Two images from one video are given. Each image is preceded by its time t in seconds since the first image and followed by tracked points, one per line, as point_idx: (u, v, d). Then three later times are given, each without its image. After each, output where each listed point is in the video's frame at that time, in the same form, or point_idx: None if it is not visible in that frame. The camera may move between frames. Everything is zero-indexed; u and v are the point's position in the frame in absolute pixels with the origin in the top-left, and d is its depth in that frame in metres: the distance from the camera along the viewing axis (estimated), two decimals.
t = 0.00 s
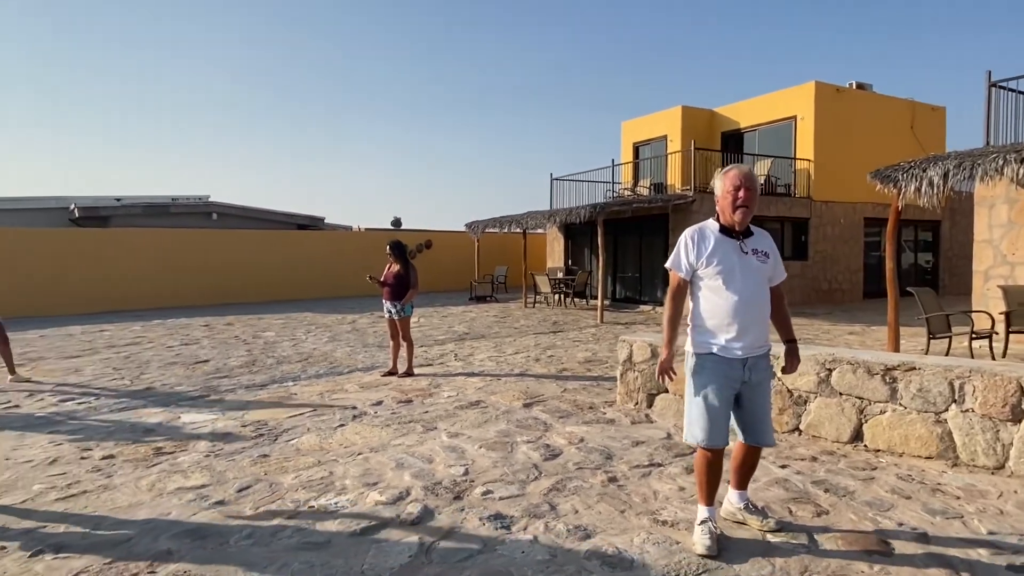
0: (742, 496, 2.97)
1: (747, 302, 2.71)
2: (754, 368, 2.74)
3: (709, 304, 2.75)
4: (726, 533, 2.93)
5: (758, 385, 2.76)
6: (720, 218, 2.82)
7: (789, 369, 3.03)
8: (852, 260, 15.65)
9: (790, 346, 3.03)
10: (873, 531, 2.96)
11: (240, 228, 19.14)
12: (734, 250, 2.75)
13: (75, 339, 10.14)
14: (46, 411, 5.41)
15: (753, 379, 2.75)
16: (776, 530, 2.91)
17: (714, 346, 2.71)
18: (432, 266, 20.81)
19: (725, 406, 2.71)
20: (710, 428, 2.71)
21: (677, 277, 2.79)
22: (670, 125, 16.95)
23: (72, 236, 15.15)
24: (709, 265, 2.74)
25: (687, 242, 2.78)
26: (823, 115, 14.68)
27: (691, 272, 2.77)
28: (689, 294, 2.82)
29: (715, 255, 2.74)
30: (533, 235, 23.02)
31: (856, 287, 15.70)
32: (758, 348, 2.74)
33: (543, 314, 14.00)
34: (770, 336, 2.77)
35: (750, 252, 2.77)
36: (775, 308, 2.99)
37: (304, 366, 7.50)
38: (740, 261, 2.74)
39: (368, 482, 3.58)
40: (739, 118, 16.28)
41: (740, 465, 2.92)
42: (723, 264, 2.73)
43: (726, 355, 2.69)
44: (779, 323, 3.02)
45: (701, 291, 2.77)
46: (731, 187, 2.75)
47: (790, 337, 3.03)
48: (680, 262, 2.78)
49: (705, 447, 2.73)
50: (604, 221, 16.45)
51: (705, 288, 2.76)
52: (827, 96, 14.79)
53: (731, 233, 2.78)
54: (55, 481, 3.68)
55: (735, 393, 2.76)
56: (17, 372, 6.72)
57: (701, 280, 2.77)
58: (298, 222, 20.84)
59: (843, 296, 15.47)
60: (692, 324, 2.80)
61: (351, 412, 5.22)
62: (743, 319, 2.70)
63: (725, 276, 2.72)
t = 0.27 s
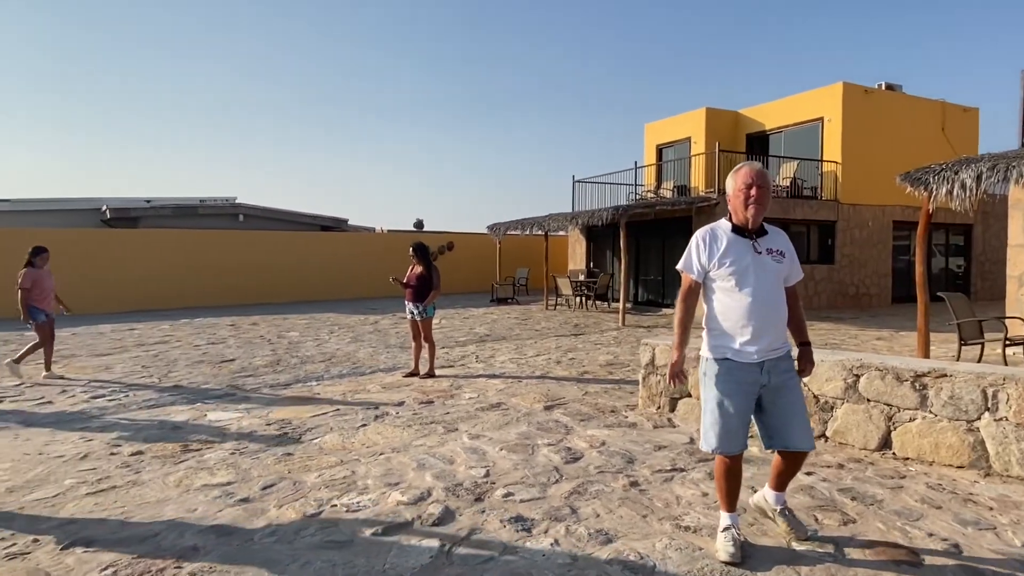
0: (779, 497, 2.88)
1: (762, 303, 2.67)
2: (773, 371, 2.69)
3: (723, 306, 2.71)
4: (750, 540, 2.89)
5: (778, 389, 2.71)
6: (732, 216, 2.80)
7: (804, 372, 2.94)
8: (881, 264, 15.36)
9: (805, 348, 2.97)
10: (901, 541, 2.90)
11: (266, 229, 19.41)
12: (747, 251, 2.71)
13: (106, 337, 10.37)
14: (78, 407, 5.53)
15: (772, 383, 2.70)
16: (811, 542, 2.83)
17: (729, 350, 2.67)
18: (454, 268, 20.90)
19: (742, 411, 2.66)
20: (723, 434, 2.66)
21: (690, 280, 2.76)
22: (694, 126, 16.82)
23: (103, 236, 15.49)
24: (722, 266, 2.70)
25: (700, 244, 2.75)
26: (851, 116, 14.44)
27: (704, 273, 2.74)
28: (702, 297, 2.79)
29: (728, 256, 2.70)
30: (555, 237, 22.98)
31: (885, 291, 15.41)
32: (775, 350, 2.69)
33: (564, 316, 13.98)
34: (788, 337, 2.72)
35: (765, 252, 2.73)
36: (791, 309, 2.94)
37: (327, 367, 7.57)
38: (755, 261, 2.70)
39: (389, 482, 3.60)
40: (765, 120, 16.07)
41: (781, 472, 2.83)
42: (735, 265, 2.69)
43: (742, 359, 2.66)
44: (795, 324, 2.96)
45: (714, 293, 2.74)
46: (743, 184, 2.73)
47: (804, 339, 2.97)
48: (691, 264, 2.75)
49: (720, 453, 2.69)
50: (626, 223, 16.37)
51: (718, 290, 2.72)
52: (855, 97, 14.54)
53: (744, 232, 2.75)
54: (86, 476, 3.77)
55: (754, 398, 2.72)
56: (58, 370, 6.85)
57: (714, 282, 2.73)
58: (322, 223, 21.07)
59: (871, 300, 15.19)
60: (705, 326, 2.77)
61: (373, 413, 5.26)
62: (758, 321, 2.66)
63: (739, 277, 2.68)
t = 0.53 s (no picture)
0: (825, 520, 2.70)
1: (779, 307, 2.64)
2: (791, 376, 2.66)
3: (739, 310, 2.69)
4: (765, 546, 2.86)
5: (796, 394, 2.68)
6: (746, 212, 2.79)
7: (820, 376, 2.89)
8: (901, 267, 15.15)
9: (823, 350, 2.92)
10: (922, 549, 2.85)
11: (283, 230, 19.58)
12: (764, 253, 2.68)
13: (126, 336, 10.53)
14: (99, 405, 5.62)
15: (790, 388, 2.67)
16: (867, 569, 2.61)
17: (745, 355, 2.65)
18: (469, 269, 20.94)
19: (759, 418, 2.63)
20: (740, 441, 2.63)
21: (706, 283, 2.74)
22: (711, 127, 16.71)
23: (124, 237, 15.72)
24: (738, 269, 2.68)
25: (715, 246, 2.73)
26: (872, 117, 14.25)
27: (720, 276, 2.72)
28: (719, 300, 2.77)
29: (744, 258, 2.68)
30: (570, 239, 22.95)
31: (905, 295, 15.19)
32: (794, 355, 2.66)
33: (579, 318, 13.94)
34: (806, 341, 2.69)
35: (782, 253, 2.70)
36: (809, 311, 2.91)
37: (343, 366, 7.62)
38: (772, 263, 2.67)
39: (404, 482, 3.61)
40: (783, 121, 15.93)
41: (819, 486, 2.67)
42: (751, 267, 2.66)
43: (758, 365, 2.62)
44: (814, 326, 2.92)
45: (730, 296, 2.71)
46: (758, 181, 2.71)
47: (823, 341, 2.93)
48: (706, 266, 2.74)
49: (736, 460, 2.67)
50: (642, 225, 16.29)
51: (734, 293, 2.70)
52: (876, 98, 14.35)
53: (761, 233, 2.72)
54: (106, 473, 3.82)
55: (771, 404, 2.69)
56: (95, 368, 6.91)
57: (730, 285, 2.71)
58: (339, 224, 21.21)
59: (891, 304, 14.99)
60: (722, 330, 2.75)
61: (387, 413, 5.28)
62: (776, 324, 2.62)
63: (755, 279, 2.66)
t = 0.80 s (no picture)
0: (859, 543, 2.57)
1: (807, 312, 2.62)
2: (816, 383, 2.62)
3: (766, 314, 2.66)
4: (776, 549, 2.84)
5: (820, 401, 2.64)
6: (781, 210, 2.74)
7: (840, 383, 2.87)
8: (914, 268, 15.02)
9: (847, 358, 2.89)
10: (935, 552, 2.83)
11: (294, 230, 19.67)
12: (795, 256, 2.66)
13: (138, 335, 10.61)
14: (111, 403, 5.66)
15: (814, 396, 2.63)
16: None
17: (769, 360, 2.62)
18: (477, 269, 20.95)
19: (781, 424, 2.61)
20: (760, 446, 2.63)
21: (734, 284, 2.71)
22: (722, 128, 16.64)
23: (137, 236, 15.86)
24: (768, 272, 2.65)
25: (746, 247, 2.70)
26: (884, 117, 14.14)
27: (748, 278, 2.69)
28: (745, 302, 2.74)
29: (775, 261, 2.65)
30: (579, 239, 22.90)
31: (917, 296, 15.06)
32: (819, 361, 2.63)
33: (588, 319, 13.92)
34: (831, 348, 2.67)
35: (813, 258, 2.68)
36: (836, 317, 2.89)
37: (352, 366, 7.64)
38: (802, 267, 2.65)
39: (413, 481, 3.62)
40: (794, 121, 15.83)
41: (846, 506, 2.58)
42: (781, 271, 2.64)
43: (782, 371, 2.60)
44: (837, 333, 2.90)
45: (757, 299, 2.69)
46: (799, 182, 2.65)
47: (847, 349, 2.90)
48: (737, 267, 2.71)
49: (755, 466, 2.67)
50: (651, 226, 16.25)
51: (762, 296, 2.68)
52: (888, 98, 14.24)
53: (793, 236, 2.69)
54: (118, 470, 3.86)
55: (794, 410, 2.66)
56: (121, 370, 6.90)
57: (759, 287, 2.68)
58: (348, 224, 21.27)
59: (903, 305, 14.86)
60: (747, 333, 2.72)
61: (396, 412, 5.29)
62: (803, 330, 2.60)
63: (784, 283, 2.64)
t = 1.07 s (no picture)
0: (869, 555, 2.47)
1: (859, 319, 2.48)
2: (863, 394, 2.50)
3: (817, 319, 2.50)
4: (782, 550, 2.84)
5: (867, 413, 2.51)
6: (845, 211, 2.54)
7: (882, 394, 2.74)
8: (919, 269, 14.97)
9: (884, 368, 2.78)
10: (943, 555, 2.81)
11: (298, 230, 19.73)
12: (851, 260, 2.50)
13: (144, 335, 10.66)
14: (118, 403, 5.70)
15: (862, 407, 2.49)
16: None
17: (819, 369, 2.47)
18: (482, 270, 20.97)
19: (829, 436, 2.47)
20: (808, 460, 2.49)
21: (786, 285, 2.51)
22: (727, 128, 16.61)
23: (143, 236, 15.94)
24: (824, 274, 2.47)
25: (802, 245, 2.51)
26: (891, 118, 14.09)
27: (801, 279, 2.51)
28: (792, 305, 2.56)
29: (831, 263, 2.48)
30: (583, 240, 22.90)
31: (924, 297, 15.01)
32: (866, 372, 2.51)
33: (592, 319, 13.92)
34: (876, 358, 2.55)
35: (865, 264, 2.54)
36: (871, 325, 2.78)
37: (357, 366, 7.66)
38: (857, 272, 2.50)
39: (418, 482, 3.63)
40: (799, 121, 15.80)
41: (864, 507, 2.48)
42: (838, 274, 2.48)
43: (832, 381, 2.46)
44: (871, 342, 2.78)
45: (808, 303, 2.52)
46: (872, 182, 2.48)
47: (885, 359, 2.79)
48: (788, 266, 2.51)
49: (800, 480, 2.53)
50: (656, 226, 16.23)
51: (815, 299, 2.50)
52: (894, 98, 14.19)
53: (850, 240, 2.53)
54: (125, 470, 3.88)
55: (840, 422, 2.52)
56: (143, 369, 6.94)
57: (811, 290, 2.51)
58: (353, 225, 21.34)
59: (909, 306, 14.82)
60: (794, 338, 2.55)
61: (401, 413, 5.30)
62: (855, 338, 2.47)
63: (839, 288, 2.48)
